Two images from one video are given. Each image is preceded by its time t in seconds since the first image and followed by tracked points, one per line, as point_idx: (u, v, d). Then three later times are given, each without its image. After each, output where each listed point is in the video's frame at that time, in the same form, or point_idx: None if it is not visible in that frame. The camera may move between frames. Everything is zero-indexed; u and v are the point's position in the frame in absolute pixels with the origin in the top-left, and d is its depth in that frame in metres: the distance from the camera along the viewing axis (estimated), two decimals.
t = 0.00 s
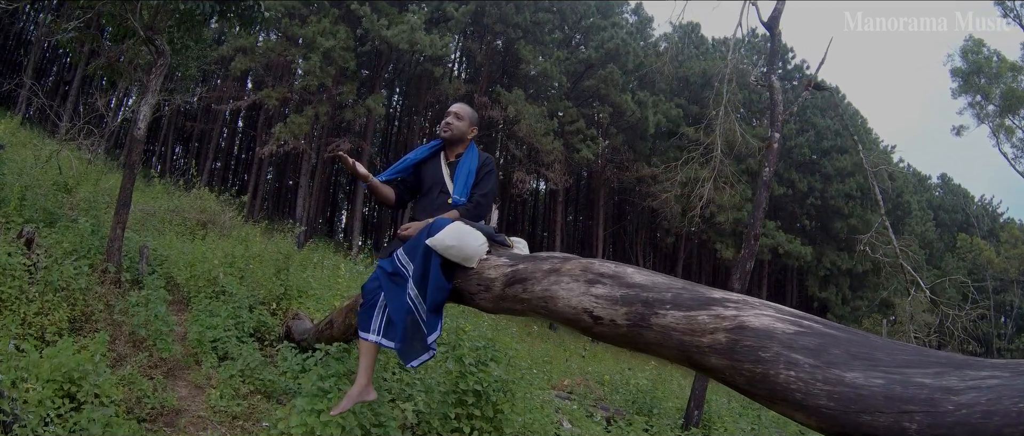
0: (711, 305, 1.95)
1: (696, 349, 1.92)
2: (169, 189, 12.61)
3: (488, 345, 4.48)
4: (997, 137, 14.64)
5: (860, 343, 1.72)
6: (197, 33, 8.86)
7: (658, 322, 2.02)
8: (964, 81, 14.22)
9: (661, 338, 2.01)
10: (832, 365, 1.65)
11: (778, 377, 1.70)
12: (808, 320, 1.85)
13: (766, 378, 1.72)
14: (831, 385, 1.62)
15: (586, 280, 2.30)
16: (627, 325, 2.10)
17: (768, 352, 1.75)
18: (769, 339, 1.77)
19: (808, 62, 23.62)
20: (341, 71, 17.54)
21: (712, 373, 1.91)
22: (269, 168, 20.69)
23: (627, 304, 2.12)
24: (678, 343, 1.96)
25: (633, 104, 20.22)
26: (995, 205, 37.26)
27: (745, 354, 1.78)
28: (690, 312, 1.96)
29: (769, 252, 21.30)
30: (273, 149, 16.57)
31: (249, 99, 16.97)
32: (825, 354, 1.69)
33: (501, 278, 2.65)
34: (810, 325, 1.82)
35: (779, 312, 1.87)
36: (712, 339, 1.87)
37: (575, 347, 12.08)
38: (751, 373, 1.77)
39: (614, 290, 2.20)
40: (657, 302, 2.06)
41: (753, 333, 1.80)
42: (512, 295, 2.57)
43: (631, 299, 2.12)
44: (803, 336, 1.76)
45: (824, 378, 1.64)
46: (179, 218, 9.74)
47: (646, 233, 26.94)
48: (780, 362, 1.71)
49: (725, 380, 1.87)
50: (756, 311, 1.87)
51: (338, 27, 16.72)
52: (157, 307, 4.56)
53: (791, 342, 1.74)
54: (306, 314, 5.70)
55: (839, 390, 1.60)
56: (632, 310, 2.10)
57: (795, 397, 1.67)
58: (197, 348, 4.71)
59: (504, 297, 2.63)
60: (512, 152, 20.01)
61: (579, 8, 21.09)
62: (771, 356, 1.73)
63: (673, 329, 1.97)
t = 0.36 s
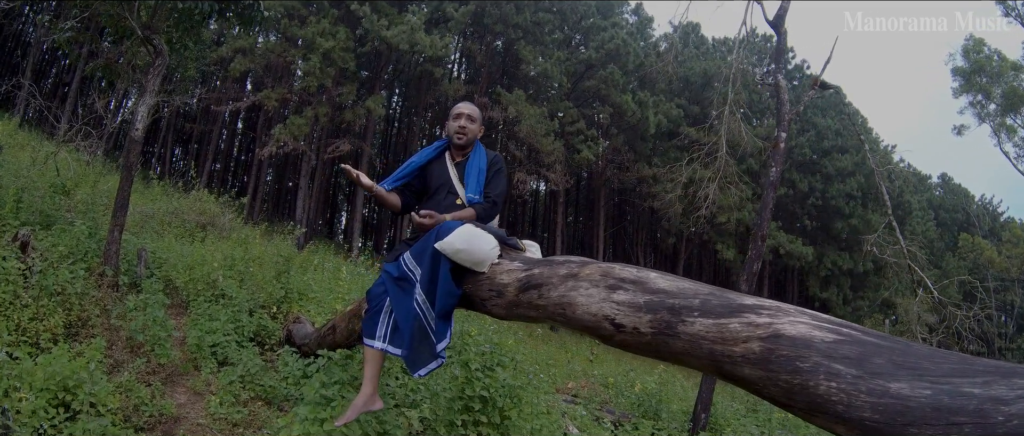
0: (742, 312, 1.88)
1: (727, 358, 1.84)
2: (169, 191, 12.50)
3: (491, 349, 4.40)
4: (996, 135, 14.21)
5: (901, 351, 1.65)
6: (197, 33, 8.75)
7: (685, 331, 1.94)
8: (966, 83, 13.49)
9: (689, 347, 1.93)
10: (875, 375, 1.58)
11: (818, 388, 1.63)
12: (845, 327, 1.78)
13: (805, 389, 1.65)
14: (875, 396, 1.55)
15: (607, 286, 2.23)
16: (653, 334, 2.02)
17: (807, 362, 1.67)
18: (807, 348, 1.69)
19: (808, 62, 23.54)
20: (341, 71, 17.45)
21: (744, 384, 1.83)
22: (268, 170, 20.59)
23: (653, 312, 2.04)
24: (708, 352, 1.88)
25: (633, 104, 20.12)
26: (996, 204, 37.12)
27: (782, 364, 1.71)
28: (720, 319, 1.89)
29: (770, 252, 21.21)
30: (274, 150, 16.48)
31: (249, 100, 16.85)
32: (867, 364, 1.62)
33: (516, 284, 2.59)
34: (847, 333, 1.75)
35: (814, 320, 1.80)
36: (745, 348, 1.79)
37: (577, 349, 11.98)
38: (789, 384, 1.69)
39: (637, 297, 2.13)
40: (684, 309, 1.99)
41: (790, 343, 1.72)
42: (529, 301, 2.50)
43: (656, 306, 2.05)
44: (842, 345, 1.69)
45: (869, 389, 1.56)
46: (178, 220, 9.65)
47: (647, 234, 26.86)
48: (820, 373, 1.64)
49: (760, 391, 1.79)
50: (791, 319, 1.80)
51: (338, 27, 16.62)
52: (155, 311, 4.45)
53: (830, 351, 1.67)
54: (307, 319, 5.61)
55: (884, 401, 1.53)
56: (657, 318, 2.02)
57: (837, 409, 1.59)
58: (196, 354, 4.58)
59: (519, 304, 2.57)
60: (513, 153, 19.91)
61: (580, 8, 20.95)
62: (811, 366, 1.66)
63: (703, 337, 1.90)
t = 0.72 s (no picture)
0: (779, 315, 1.79)
1: (763, 363, 1.75)
2: (167, 190, 12.39)
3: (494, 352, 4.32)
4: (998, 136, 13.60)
5: (946, 355, 1.57)
6: (196, 31, 8.62)
7: (719, 334, 1.85)
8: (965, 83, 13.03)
9: (722, 351, 1.83)
10: (921, 380, 1.50)
11: (862, 394, 1.54)
12: (886, 330, 1.69)
13: (848, 395, 1.57)
14: (922, 401, 1.47)
15: (632, 288, 2.14)
16: (683, 338, 1.93)
17: (849, 366, 1.58)
18: (849, 353, 1.61)
19: (808, 62, 23.46)
20: (340, 71, 17.33)
21: (781, 389, 1.75)
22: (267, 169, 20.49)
23: (682, 314, 1.95)
24: (743, 357, 1.79)
25: (633, 104, 20.03)
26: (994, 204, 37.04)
27: (823, 368, 1.62)
28: (756, 322, 1.80)
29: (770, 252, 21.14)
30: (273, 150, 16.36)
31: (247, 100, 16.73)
32: (912, 367, 1.54)
33: (534, 286, 2.50)
34: (890, 336, 1.66)
35: (854, 322, 1.71)
36: (783, 352, 1.71)
37: (578, 349, 11.89)
38: (830, 390, 1.60)
39: (665, 299, 2.03)
40: (716, 312, 1.89)
41: (830, 347, 1.64)
42: (548, 304, 2.42)
43: (687, 308, 1.95)
44: (885, 348, 1.60)
45: (915, 394, 1.49)
46: (177, 219, 9.55)
47: (647, 234, 26.79)
48: (864, 378, 1.55)
49: (798, 397, 1.71)
50: (830, 321, 1.71)
51: (337, 26, 16.49)
52: (154, 313, 4.34)
53: (874, 355, 1.58)
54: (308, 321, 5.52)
55: (931, 407, 1.46)
56: (688, 321, 1.93)
57: (882, 414, 1.51)
58: (195, 356, 4.49)
59: (537, 307, 2.49)
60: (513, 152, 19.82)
61: (580, 8, 20.82)
62: (854, 370, 1.57)
63: (737, 341, 1.80)
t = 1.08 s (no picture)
0: (813, 330, 1.74)
1: (798, 379, 1.71)
2: (163, 190, 12.24)
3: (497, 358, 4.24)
4: (995, 137, 13.52)
5: (986, 371, 1.51)
6: (191, 29, 8.47)
7: (751, 349, 1.80)
8: (962, 85, 12.91)
9: (755, 367, 1.79)
10: (963, 398, 1.44)
11: (902, 412, 1.49)
12: (924, 345, 1.65)
13: (887, 412, 1.52)
14: (963, 420, 1.41)
15: (657, 300, 2.09)
16: (712, 354, 1.87)
17: (889, 384, 1.54)
18: (888, 369, 1.56)
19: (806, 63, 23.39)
20: (337, 69, 17.19)
21: (816, 407, 1.70)
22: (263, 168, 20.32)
23: (711, 328, 1.90)
24: (776, 373, 1.75)
25: (631, 104, 19.95)
26: (989, 205, 37.05)
27: (860, 386, 1.58)
28: (790, 337, 1.75)
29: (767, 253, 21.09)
30: (269, 149, 16.22)
31: (243, 98, 16.58)
32: (953, 385, 1.48)
33: (552, 296, 2.44)
34: (927, 352, 1.61)
35: (891, 338, 1.67)
36: (819, 369, 1.66)
37: (576, 350, 11.80)
38: (869, 408, 1.56)
39: (692, 312, 1.98)
40: (748, 326, 1.84)
41: (869, 364, 1.59)
42: (568, 316, 2.36)
43: (716, 321, 1.90)
44: (925, 364, 1.55)
45: (957, 413, 1.43)
46: (173, 219, 9.42)
47: (644, 234, 26.73)
48: (904, 396, 1.51)
49: (834, 415, 1.66)
50: (866, 336, 1.67)
51: (334, 24, 16.34)
52: (149, 317, 4.23)
53: (913, 372, 1.54)
54: (307, 326, 5.43)
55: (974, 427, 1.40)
56: (717, 336, 1.88)
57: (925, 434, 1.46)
58: (192, 360, 4.38)
59: (554, 318, 2.43)
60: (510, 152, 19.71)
61: (577, 7, 20.71)
62: (894, 388, 1.53)
63: (770, 357, 1.76)
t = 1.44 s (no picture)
0: (835, 341, 1.70)
1: (820, 392, 1.66)
2: (155, 190, 12.09)
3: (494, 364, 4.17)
4: (988, 140, 13.59)
5: (1013, 383, 1.47)
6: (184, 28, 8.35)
7: (770, 362, 1.75)
8: (955, 87, 12.98)
9: (774, 379, 1.75)
10: (992, 412, 1.39)
11: (929, 427, 1.45)
12: (949, 357, 1.60)
13: (915, 427, 1.48)
14: None
15: (670, 310, 2.04)
16: (730, 366, 1.83)
17: (916, 398, 1.49)
18: (913, 382, 1.52)
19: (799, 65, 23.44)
20: (331, 69, 17.06)
21: (838, 421, 1.66)
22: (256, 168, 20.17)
23: (728, 339, 1.85)
24: (797, 386, 1.70)
25: (625, 105, 19.93)
26: (979, 207, 37.34)
27: (886, 400, 1.53)
28: (811, 349, 1.71)
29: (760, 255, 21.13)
30: (261, 148, 16.08)
31: (236, 98, 16.43)
32: (981, 398, 1.43)
33: (560, 304, 2.39)
34: (952, 363, 1.57)
35: (914, 349, 1.62)
36: (842, 382, 1.62)
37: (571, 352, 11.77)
38: (894, 423, 1.51)
39: (707, 322, 1.93)
40: (767, 337, 1.79)
41: (894, 376, 1.55)
42: (576, 325, 2.31)
43: (732, 332, 1.85)
44: (951, 377, 1.50)
45: (986, 427, 1.38)
46: (164, 220, 9.30)
47: (638, 234, 26.74)
48: (931, 410, 1.46)
49: (857, 429, 1.62)
50: (890, 348, 1.63)
51: (328, 24, 16.21)
52: (140, 321, 4.14)
53: (941, 386, 1.49)
54: (300, 329, 5.34)
55: None
56: (735, 347, 1.83)
57: None
58: (183, 365, 4.29)
59: (562, 327, 2.38)
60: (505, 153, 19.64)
61: (572, 8, 20.64)
62: (921, 402, 1.48)
63: (791, 369, 1.71)
